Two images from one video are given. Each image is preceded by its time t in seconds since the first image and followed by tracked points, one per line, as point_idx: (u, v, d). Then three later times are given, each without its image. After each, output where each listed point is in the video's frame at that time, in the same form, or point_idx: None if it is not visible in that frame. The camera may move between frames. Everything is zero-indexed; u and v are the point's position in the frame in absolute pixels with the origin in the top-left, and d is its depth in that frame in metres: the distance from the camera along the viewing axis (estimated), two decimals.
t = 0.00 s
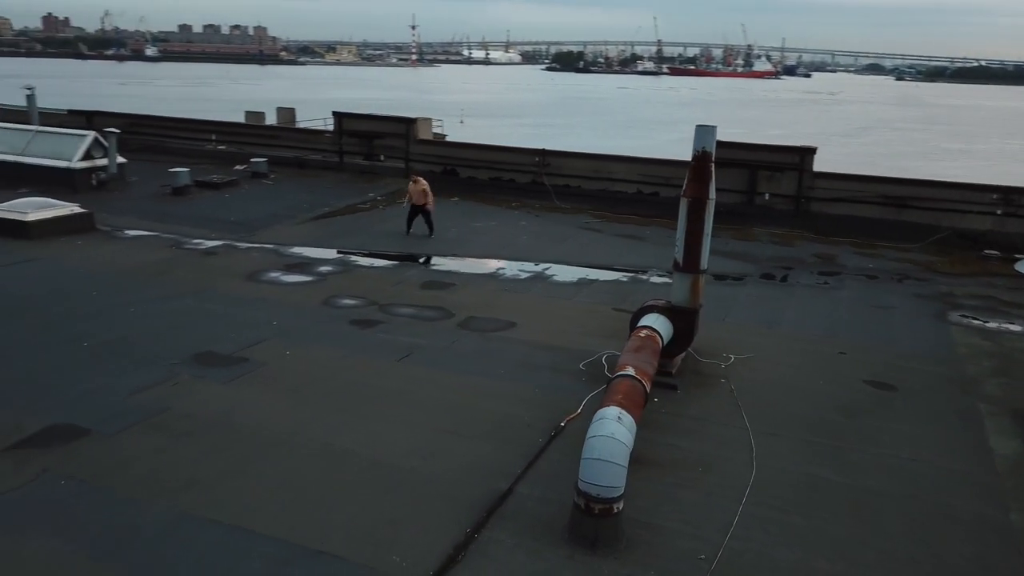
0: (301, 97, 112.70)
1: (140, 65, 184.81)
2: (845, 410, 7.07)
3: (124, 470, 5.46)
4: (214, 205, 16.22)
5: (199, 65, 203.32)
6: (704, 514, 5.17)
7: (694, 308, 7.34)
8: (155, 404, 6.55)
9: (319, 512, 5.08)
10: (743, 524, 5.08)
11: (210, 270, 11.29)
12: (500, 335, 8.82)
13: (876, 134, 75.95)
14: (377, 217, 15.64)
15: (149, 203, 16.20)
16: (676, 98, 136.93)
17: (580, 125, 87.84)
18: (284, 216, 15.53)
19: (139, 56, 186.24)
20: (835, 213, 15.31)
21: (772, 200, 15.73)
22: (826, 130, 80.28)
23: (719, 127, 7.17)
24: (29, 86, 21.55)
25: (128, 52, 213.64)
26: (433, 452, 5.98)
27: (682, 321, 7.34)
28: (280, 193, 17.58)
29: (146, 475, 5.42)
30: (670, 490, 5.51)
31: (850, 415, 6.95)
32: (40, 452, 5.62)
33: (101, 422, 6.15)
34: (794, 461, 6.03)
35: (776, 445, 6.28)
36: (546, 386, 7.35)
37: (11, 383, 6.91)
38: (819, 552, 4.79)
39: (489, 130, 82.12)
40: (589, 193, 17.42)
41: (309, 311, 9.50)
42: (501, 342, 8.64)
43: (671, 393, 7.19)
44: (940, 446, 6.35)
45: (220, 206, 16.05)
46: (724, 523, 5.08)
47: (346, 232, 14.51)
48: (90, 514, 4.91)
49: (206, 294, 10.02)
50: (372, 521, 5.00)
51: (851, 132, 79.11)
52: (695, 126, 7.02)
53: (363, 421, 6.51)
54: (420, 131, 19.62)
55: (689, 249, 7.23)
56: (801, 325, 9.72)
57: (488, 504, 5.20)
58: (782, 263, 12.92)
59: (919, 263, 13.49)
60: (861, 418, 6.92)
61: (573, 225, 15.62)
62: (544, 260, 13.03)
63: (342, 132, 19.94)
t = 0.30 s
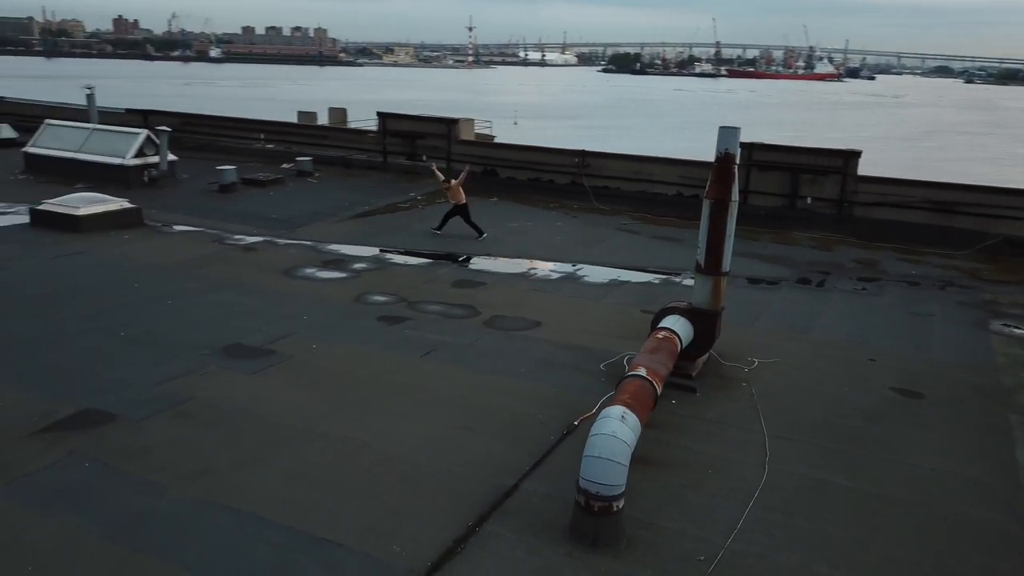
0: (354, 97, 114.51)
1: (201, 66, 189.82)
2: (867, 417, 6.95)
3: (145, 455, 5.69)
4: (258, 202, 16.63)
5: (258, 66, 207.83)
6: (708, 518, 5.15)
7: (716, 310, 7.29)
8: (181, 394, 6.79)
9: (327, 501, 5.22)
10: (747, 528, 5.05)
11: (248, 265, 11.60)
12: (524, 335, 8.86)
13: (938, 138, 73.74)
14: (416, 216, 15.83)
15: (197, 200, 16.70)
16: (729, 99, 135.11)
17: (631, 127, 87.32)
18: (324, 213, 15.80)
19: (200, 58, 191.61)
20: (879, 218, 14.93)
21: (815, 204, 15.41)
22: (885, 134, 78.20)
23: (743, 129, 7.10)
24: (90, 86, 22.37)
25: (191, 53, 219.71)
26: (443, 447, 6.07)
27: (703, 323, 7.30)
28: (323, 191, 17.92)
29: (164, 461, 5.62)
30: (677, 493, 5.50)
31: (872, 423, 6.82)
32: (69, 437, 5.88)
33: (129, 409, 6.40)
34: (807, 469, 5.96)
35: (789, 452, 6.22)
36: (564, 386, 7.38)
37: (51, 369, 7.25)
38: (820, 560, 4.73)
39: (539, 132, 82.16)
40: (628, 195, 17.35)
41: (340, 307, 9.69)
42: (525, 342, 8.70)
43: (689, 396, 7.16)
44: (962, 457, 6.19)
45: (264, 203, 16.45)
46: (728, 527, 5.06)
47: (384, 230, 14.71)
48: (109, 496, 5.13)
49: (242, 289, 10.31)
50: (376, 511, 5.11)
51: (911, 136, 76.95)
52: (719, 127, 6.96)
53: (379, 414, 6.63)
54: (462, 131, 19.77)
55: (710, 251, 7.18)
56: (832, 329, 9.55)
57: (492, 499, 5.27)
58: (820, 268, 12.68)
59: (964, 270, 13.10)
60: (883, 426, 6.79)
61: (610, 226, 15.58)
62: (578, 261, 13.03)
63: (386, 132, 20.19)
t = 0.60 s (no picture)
0: (399, 97, 115.72)
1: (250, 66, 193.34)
2: (880, 422, 6.85)
3: (158, 441, 5.90)
4: (292, 199, 16.95)
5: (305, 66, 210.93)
6: (703, 516, 5.13)
7: (727, 311, 7.25)
8: (198, 383, 7.00)
9: (327, 488, 5.34)
10: (741, 527, 5.03)
11: (277, 260, 11.84)
12: (540, 333, 8.90)
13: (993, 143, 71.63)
14: (445, 214, 15.96)
15: (233, 197, 17.09)
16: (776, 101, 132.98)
17: (674, 128, 86.57)
18: (355, 210, 16.00)
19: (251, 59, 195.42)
20: (915, 222, 14.57)
21: (848, 206, 15.10)
22: (937, 137, 76.18)
23: (758, 128, 7.04)
24: (136, 86, 23.04)
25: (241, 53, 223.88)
26: (447, 440, 6.16)
27: (715, 323, 7.26)
28: (356, 189, 18.17)
29: (176, 447, 5.82)
30: (676, 490, 5.49)
31: (884, 428, 6.71)
32: (88, 421, 6.12)
33: (147, 397, 6.63)
34: (811, 471, 5.89)
35: (795, 454, 6.16)
36: (574, 384, 7.41)
37: (78, 357, 7.54)
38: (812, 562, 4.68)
39: (581, 133, 81.91)
40: (659, 195, 17.25)
41: (361, 302, 9.85)
42: (540, 340, 8.74)
43: (699, 396, 7.12)
44: (974, 464, 6.05)
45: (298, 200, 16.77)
46: (723, 526, 5.03)
47: (412, 228, 14.87)
48: (120, 478, 5.33)
49: (268, 283, 10.54)
50: (373, 499, 5.21)
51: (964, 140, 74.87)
52: (732, 127, 6.92)
53: (388, 407, 6.75)
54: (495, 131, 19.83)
55: (723, 250, 7.13)
56: (855, 333, 9.38)
57: (489, 491, 5.33)
58: (849, 272, 12.46)
59: (1002, 275, 12.73)
60: (896, 432, 6.68)
61: (639, 226, 15.51)
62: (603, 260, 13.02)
63: (420, 131, 20.35)
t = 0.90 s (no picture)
0: (446, 98, 116.56)
1: (302, 67, 196.71)
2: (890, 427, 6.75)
3: (169, 426, 6.13)
4: (327, 196, 17.26)
5: (355, 67, 213.90)
6: (692, 514, 5.13)
7: (736, 311, 7.21)
8: (214, 372, 7.24)
9: (324, 475, 5.48)
10: (730, 526, 5.01)
11: (305, 256, 12.10)
12: (555, 331, 8.95)
13: None
14: (475, 213, 16.10)
15: (270, 193, 17.49)
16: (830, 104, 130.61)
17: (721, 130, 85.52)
18: (387, 208, 16.20)
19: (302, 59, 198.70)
20: (953, 225, 14.10)
21: (883, 209, 14.73)
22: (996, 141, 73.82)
23: (770, 127, 6.99)
24: (183, 85, 23.71)
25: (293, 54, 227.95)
26: (448, 432, 6.25)
27: (724, 323, 7.24)
28: (390, 187, 18.41)
29: (185, 432, 6.03)
30: (669, 487, 5.50)
31: (892, 433, 6.60)
32: (105, 405, 6.38)
33: (164, 384, 6.88)
34: (810, 473, 5.84)
35: (796, 456, 6.10)
36: (581, 382, 7.45)
37: (104, 344, 7.85)
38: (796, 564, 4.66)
39: (627, 135, 81.45)
40: (692, 196, 17.12)
41: (382, 297, 10.02)
42: (555, 339, 8.78)
43: (706, 396, 7.09)
44: (981, 474, 5.93)
45: (332, 198, 17.06)
46: (711, 524, 5.03)
47: (442, 226, 15.02)
48: (129, 459, 5.55)
49: (294, 277, 10.79)
50: (367, 487, 5.34)
51: None
52: (744, 125, 6.86)
53: (395, 400, 6.88)
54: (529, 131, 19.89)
55: (732, 250, 7.10)
56: (878, 337, 9.20)
57: (482, 482, 5.40)
58: (880, 275, 12.22)
59: None
60: (905, 437, 6.57)
61: (668, 227, 15.43)
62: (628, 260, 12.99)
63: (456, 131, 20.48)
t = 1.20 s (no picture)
0: (484, 98, 117.09)
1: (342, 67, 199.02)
2: (893, 429, 6.68)
3: (176, 413, 6.32)
4: (353, 195, 17.49)
5: (394, 68, 215.83)
6: (679, 511, 5.14)
7: (740, 310, 7.19)
8: (224, 363, 7.43)
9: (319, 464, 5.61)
10: (716, 523, 5.03)
11: (325, 252, 12.31)
12: (564, 330, 9.02)
13: None
14: (498, 212, 16.19)
15: (298, 191, 17.78)
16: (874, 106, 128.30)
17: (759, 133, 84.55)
18: (411, 206, 16.36)
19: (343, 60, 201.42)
20: (982, 229, 13.82)
21: (911, 212, 14.47)
22: None
23: (776, 126, 6.96)
24: (219, 85, 24.22)
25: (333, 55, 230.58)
26: (445, 426, 6.35)
27: (727, 323, 7.23)
28: (416, 185, 18.59)
29: (190, 419, 6.23)
30: (660, 483, 5.52)
31: (894, 437, 6.53)
32: (117, 392, 6.60)
33: (175, 373, 7.08)
34: (804, 474, 5.80)
35: (792, 456, 6.07)
36: (584, 380, 7.50)
37: (123, 334, 8.10)
38: (778, 562, 4.65)
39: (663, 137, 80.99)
40: (716, 197, 16.99)
41: (396, 293, 10.16)
42: (563, 337, 8.83)
43: (708, 395, 7.08)
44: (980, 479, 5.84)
45: (358, 196, 17.29)
46: (696, 521, 5.04)
47: (464, 224, 15.15)
48: (134, 444, 5.74)
49: (313, 273, 11.00)
50: (359, 476, 5.45)
51: None
52: (748, 125, 6.85)
53: (397, 393, 7.00)
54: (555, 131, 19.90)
55: (736, 250, 7.08)
56: (892, 340, 9.08)
57: (473, 473, 5.48)
58: (902, 278, 12.04)
59: None
60: (907, 441, 6.49)
61: (690, 227, 15.35)
62: (646, 261, 12.97)
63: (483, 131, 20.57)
